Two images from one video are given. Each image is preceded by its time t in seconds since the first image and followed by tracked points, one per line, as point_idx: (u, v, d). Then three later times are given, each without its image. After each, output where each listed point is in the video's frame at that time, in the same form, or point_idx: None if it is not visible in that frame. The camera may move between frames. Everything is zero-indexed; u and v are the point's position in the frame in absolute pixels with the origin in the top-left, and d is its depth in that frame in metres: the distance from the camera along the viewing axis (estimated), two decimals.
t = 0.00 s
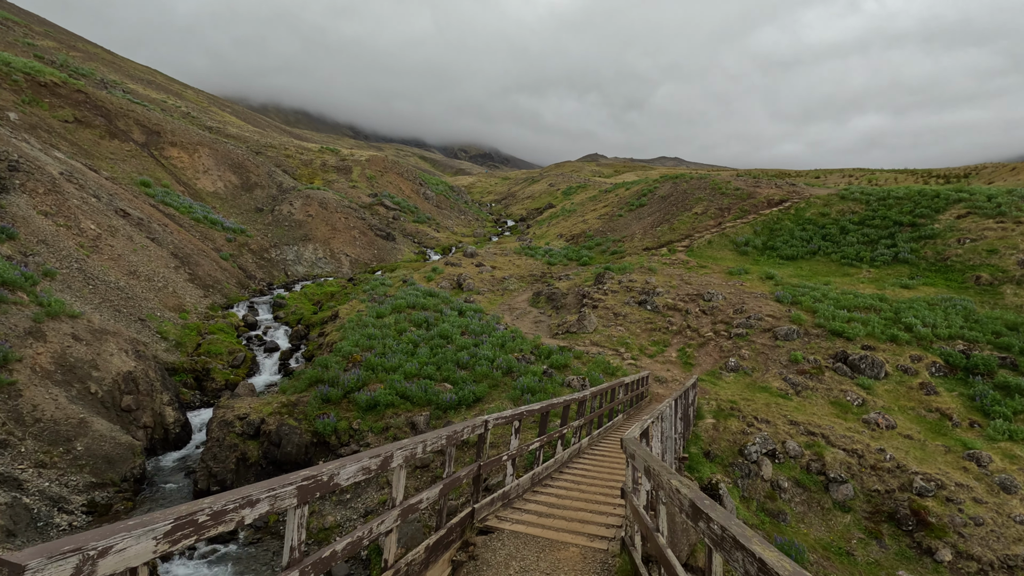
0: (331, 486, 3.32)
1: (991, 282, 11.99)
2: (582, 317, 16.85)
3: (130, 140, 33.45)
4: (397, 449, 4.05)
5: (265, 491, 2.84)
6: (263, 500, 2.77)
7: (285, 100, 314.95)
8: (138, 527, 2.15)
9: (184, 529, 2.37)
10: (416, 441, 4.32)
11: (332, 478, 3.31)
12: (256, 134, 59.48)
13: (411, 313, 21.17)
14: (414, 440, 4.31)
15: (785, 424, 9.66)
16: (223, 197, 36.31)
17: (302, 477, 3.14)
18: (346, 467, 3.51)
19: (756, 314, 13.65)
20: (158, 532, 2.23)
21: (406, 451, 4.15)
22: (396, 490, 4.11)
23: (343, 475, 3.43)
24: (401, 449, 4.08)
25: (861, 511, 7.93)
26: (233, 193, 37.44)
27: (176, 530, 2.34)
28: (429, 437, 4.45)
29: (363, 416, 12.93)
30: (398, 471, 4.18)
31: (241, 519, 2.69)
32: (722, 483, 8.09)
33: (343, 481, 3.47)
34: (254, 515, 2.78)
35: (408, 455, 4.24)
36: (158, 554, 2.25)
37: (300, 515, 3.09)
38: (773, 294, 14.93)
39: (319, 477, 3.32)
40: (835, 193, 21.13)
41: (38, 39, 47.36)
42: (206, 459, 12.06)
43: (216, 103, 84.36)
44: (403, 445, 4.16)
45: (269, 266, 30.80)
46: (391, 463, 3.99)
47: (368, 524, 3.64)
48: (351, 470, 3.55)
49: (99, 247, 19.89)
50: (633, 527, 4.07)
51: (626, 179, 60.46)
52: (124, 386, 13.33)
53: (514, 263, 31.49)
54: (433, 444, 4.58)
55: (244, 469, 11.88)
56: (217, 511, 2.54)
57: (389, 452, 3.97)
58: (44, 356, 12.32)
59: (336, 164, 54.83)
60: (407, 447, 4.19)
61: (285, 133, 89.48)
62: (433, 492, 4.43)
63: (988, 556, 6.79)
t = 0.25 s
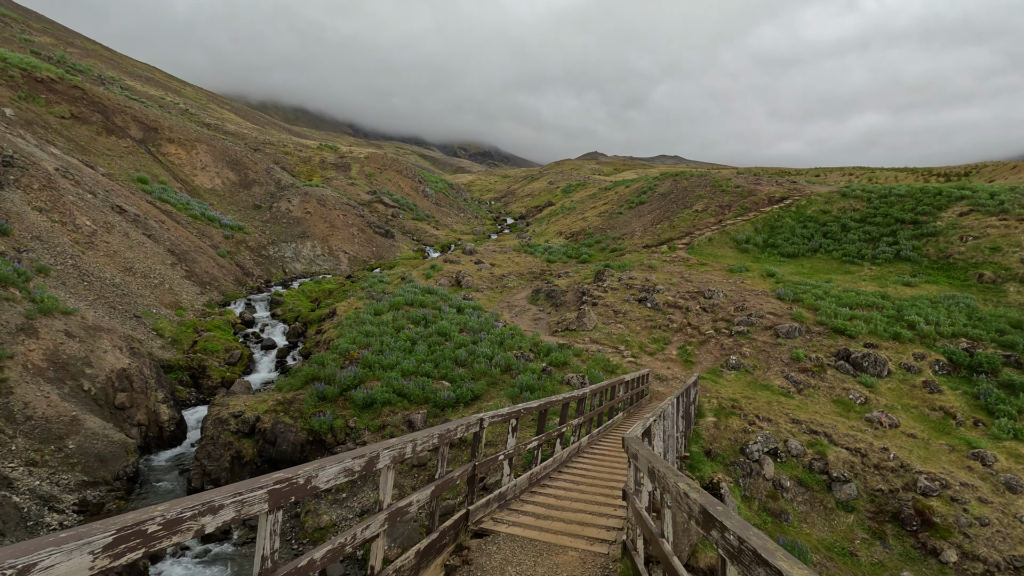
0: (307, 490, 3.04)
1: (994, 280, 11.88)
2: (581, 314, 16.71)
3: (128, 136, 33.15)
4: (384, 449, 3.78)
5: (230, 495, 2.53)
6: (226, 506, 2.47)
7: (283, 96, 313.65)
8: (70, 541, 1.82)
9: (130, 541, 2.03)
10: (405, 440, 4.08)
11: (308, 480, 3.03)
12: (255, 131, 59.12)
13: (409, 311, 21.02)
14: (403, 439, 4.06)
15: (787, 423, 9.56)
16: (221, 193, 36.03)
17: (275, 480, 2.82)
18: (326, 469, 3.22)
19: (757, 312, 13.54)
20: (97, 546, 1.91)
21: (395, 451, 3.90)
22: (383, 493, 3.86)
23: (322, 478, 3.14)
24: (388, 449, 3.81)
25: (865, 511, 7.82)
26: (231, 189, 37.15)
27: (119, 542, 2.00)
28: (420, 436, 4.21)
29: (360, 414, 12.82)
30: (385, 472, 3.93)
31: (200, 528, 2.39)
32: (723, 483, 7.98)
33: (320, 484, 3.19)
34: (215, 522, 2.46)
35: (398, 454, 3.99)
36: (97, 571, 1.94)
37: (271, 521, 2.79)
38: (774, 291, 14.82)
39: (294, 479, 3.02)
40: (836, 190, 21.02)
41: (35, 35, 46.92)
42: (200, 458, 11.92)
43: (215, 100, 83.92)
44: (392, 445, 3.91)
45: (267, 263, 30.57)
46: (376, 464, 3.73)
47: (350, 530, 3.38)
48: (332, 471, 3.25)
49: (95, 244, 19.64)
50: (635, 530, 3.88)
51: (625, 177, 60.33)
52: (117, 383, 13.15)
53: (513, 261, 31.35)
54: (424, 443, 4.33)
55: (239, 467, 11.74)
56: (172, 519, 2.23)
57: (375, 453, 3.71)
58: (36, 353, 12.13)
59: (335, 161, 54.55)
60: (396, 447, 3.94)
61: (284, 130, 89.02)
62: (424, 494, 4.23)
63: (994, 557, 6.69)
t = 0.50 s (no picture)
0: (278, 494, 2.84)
1: (998, 276, 11.76)
2: (581, 311, 16.58)
3: (125, 133, 32.81)
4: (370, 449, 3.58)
5: (187, 503, 2.34)
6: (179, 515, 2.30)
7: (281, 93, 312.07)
8: None
9: (60, 557, 1.85)
10: (394, 439, 3.89)
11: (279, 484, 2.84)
12: (252, 128, 58.70)
13: (407, 308, 20.86)
14: (391, 437, 3.87)
15: (790, 420, 9.45)
16: (219, 190, 35.72)
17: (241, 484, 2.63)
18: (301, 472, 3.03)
19: (759, 308, 13.43)
20: (21, 563, 1.74)
21: (383, 450, 3.71)
22: (370, 495, 3.63)
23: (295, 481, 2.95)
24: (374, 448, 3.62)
25: (869, 510, 7.72)
26: (228, 186, 36.86)
27: (47, 558, 1.82)
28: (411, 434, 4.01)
29: (357, 412, 12.69)
30: (373, 473, 3.70)
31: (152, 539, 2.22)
32: (726, 481, 7.86)
33: (295, 488, 3.00)
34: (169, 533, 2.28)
35: (387, 454, 3.80)
36: None
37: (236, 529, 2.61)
38: (776, 288, 14.70)
39: (266, 483, 2.83)
40: (838, 187, 20.90)
41: (31, 31, 46.39)
42: (195, 456, 11.77)
43: (213, 98, 83.38)
44: (378, 445, 3.69)
45: (264, 261, 30.33)
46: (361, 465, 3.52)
47: (333, 536, 3.16)
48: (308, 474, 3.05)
49: (90, 241, 19.40)
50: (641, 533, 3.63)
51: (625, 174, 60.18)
52: (111, 381, 12.96)
53: (512, 258, 31.18)
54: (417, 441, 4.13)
55: (234, 466, 11.60)
56: (115, 531, 2.06)
57: (359, 453, 3.49)
58: (28, 350, 11.94)
59: (334, 158, 54.23)
60: (384, 446, 3.74)
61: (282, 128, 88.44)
62: (416, 495, 4.03)
63: (1002, 557, 6.58)
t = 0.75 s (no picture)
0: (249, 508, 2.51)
1: (999, 273, 11.68)
2: (580, 309, 16.45)
3: (120, 131, 32.43)
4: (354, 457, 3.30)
5: (136, 523, 1.98)
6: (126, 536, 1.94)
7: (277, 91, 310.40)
8: None
9: None
10: (382, 445, 3.64)
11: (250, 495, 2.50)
12: (249, 126, 58.27)
13: (404, 306, 20.69)
14: (379, 444, 3.62)
15: (792, 419, 9.35)
16: (214, 188, 35.37)
17: (205, 499, 2.29)
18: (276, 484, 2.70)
19: (759, 307, 13.33)
20: None
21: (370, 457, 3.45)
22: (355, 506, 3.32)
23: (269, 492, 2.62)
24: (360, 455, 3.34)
25: (873, 510, 7.62)
26: (225, 184, 36.50)
27: None
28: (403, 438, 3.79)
29: (353, 412, 12.54)
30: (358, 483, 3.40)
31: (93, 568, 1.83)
32: (728, 482, 7.73)
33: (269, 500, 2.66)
34: (107, 563, 1.87)
35: (374, 461, 3.55)
36: None
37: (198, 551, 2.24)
38: (776, 286, 14.61)
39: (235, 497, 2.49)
40: (837, 184, 20.83)
41: (25, 29, 45.85)
42: (187, 457, 11.61)
43: (209, 97, 82.78)
44: (363, 452, 3.41)
45: (260, 259, 30.03)
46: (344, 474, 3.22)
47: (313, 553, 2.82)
48: (285, 484, 2.73)
49: (83, 239, 19.11)
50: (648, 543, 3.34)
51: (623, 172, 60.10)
52: (103, 381, 12.73)
53: (510, 256, 31.03)
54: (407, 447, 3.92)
55: (227, 467, 11.42)
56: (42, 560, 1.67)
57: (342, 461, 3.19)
58: (17, 350, 11.70)
59: (331, 156, 53.89)
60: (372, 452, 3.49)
61: (278, 127, 87.89)
62: (408, 503, 3.79)
63: (1008, 558, 6.49)
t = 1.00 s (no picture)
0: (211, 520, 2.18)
1: (999, 269, 11.61)
2: (578, 307, 16.31)
3: (113, 129, 32.00)
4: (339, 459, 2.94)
5: (62, 545, 1.62)
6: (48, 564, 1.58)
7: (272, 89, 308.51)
8: None
9: None
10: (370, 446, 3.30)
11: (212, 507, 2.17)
12: (244, 125, 57.76)
13: (400, 305, 20.50)
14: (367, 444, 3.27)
15: (794, 417, 9.24)
16: (209, 187, 34.96)
17: (154, 511, 1.94)
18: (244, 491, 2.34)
19: (759, 304, 13.23)
20: None
21: (357, 459, 3.09)
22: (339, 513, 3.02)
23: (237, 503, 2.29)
24: (345, 458, 2.98)
25: (877, 510, 7.52)
26: (220, 183, 36.11)
27: None
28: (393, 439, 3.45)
29: (348, 411, 12.36)
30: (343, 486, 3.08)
31: None
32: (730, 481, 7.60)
33: (236, 511, 2.32)
34: None
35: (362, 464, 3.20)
36: None
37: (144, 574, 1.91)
38: (776, 283, 14.52)
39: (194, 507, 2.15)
40: (836, 181, 20.77)
41: (16, 26, 45.19)
42: (179, 458, 11.41)
43: (204, 95, 82.06)
44: (350, 452, 3.07)
45: (256, 258, 29.70)
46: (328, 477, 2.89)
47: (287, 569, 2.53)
48: (256, 492, 2.40)
49: (74, 237, 18.78)
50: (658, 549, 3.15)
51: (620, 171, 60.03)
52: (93, 381, 12.46)
53: (508, 254, 30.85)
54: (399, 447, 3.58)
55: (220, 468, 11.22)
56: None
57: (326, 463, 2.86)
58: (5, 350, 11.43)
59: (327, 155, 53.51)
60: (359, 454, 3.13)
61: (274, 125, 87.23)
62: (399, 509, 3.52)
63: (1016, 558, 6.39)
